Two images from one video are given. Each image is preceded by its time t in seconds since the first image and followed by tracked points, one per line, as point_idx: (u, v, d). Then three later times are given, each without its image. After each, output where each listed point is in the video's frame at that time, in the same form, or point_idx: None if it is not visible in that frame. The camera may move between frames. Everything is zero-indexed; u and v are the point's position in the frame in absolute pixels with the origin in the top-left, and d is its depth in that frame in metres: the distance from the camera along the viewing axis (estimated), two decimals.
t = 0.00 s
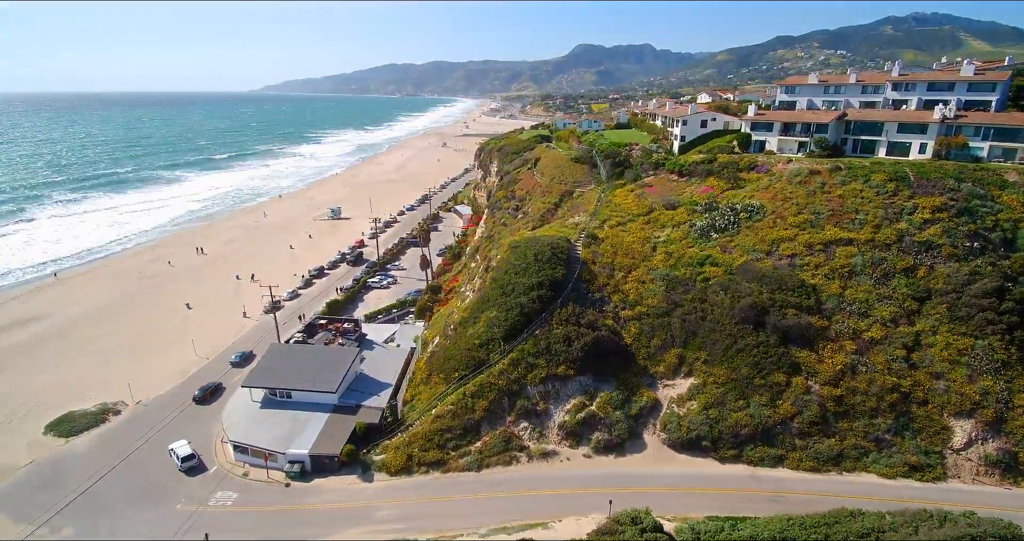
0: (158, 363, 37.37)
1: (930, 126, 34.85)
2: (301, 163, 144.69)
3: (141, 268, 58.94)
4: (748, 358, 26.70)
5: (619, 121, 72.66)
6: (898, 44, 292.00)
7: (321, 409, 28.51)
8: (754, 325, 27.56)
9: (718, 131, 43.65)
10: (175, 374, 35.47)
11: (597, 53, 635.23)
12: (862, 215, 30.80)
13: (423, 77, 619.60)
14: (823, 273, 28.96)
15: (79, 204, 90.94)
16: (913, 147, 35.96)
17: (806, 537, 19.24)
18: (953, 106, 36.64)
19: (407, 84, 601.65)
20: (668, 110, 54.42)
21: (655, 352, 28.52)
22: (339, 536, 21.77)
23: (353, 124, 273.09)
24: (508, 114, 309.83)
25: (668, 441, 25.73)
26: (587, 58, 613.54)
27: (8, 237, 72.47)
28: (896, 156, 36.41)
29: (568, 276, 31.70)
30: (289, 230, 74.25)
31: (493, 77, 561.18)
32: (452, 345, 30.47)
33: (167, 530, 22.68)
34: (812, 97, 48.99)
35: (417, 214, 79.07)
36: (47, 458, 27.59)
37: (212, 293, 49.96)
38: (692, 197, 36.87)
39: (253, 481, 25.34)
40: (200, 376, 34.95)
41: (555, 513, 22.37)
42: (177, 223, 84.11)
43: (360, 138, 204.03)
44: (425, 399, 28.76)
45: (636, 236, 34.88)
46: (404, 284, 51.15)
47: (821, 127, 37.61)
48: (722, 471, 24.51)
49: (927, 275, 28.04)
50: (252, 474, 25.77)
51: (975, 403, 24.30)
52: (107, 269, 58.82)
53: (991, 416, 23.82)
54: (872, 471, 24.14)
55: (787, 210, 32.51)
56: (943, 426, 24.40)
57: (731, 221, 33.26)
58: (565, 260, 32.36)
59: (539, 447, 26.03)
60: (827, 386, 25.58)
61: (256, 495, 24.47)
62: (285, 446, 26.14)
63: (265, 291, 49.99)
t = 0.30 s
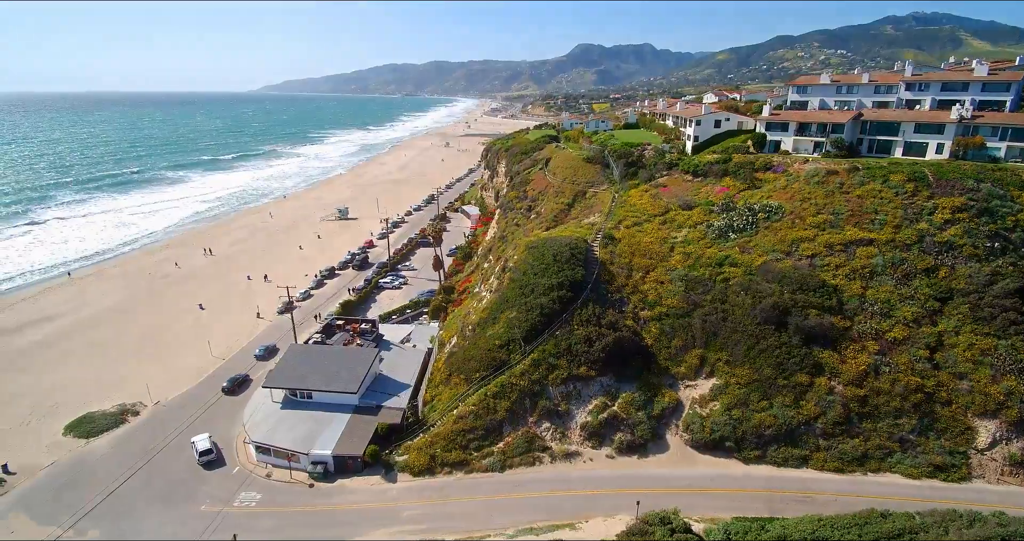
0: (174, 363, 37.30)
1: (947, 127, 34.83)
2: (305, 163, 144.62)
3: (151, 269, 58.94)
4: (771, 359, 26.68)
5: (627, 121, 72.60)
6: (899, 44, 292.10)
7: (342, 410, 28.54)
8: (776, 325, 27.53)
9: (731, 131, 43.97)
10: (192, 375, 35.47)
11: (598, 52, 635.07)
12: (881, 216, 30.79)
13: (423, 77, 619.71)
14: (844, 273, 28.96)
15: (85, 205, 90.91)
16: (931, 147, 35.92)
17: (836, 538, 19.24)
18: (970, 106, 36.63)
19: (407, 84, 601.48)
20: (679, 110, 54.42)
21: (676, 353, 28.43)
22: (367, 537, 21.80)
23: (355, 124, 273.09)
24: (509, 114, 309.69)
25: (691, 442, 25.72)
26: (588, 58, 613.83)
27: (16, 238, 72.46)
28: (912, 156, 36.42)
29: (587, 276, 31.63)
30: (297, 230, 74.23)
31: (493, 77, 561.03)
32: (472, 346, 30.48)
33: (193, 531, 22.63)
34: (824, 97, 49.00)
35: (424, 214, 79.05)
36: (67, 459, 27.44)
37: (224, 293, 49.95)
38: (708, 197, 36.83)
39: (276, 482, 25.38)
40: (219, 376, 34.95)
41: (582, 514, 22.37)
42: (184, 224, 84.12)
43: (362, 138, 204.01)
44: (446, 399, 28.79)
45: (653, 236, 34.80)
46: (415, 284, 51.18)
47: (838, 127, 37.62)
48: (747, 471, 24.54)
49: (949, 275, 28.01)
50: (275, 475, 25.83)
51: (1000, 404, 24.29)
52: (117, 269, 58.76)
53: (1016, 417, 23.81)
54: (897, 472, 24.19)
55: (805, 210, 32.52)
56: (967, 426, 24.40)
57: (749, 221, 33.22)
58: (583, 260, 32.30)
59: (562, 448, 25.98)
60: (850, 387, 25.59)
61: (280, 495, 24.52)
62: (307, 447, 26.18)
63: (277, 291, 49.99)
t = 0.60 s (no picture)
0: (192, 364, 37.22)
1: (967, 127, 34.80)
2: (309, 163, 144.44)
3: (162, 269, 58.83)
4: (797, 360, 26.66)
5: (636, 121, 72.57)
6: (900, 43, 292.13)
7: (367, 411, 28.53)
8: (802, 326, 27.52)
9: (748, 131, 43.77)
10: (211, 375, 35.42)
11: (598, 52, 634.93)
12: (904, 216, 30.80)
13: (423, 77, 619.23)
14: (868, 274, 28.96)
15: (93, 205, 90.89)
16: (950, 147, 35.94)
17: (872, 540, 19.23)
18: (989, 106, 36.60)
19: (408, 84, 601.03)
20: (691, 109, 54.32)
21: (700, 354, 28.34)
22: (400, 537, 21.80)
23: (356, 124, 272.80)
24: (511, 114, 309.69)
25: (718, 443, 25.67)
26: (588, 58, 613.78)
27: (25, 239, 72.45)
28: (932, 157, 36.43)
29: (609, 277, 31.54)
30: (305, 231, 74.14)
31: (494, 76, 560.69)
32: (495, 347, 30.47)
33: (223, 532, 22.59)
34: (838, 97, 49.02)
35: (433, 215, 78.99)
36: (91, 460, 27.34)
37: (238, 293, 49.88)
38: (726, 197, 36.76)
39: (303, 482, 25.37)
40: (240, 376, 34.94)
41: (613, 515, 22.34)
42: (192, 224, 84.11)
43: (364, 138, 203.69)
44: (469, 400, 28.79)
45: (673, 236, 34.69)
46: (428, 285, 51.18)
47: (856, 127, 37.65)
48: (775, 472, 24.53)
49: (973, 275, 28.00)
50: (301, 475, 25.82)
51: None
52: (128, 269, 58.68)
53: None
54: (926, 472, 24.15)
55: (827, 211, 32.49)
56: (996, 427, 24.39)
57: (770, 222, 33.18)
58: (605, 261, 32.22)
59: (588, 449, 25.92)
60: (878, 387, 25.60)
61: (307, 496, 24.50)
62: (333, 447, 26.18)
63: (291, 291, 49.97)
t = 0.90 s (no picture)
0: (208, 364, 37.24)
1: (984, 128, 34.62)
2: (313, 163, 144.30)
3: (171, 269, 58.75)
4: (819, 360, 26.64)
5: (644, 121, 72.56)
6: (902, 42, 291.79)
7: (387, 411, 28.57)
8: (824, 326, 27.49)
9: (761, 131, 43.81)
10: (228, 375, 35.41)
11: (598, 52, 634.59)
12: (923, 216, 30.80)
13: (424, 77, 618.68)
14: (889, 274, 28.96)
15: (100, 206, 91.02)
16: (966, 147, 35.78)
17: None
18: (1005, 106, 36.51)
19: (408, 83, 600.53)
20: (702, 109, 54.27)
21: (721, 354, 28.28)
22: (428, 538, 21.81)
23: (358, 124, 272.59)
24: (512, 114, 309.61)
25: (741, 443, 25.64)
26: (589, 58, 613.36)
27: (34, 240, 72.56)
28: (948, 157, 36.35)
29: (628, 277, 31.44)
30: (313, 231, 74.07)
31: (494, 76, 560.22)
32: (514, 347, 30.43)
33: (249, 532, 22.62)
34: (850, 97, 48.98)
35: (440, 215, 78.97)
36: (112, 461, 27.34)
37: (249, 294, 49.85)
38: (742, 197, 36.70)
39: (326, 483, 25.38)
40: (257, 376, 34.94)
41: (639, 516, 22.35)
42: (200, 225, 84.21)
43: (366, 138, 203.45)
44: (490, 401, 28.75)
45: (690, 236, 34.58)
46: (440, 285, 51.18)
47: (872, 127, 37.62)
48: (799, 473, 24.51)
49: (995, 276, 27.97)
50: (324, 476, 25.83)
51: None
52: (139, 270, 58.74)
53: None
54: (951, 473, 24.15)
55: (846, 211, 32.49)
56: (1020, 428, 24.41)
57: (788, 222, 33.12)
58: (624, 261, 32.14)
59: (610, 450, 25.88)
60: (900, 388, 25.61)
61: (331, 496, 24.52)
62: (356, 448, 26.20)
63: (303, 292, 49.98)
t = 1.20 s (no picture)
0: (224, 365, 37.20)
1: (1002, 128, 34.54)
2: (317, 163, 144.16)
3: (182, 270, 58.73)
4: (844, 361, 26.65)
5: (653, 121, 72.55)
6: (903, 41, 291.82)
7: (410, 412, 28.58)
8: (848, 327, 27.48)
9: (776, 131, 43.88)
10: (246, 376, 35.40)
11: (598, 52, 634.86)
12: (944, 217, 30.81)
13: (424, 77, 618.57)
14: (911, 274, 28.97)
15: (106, 207, 91.00)
16: (984, 147, 35.75)
17: None
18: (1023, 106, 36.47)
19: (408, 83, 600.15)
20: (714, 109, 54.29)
21: (745, 355, 28.26)
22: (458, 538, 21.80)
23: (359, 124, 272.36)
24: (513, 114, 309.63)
25: (767, 444, 25.64)
26: (589, 58, 613.23)
27: (42, 241, 72.53)
28: (966, 157, 36.32)
29: (650, 278, 31.35)
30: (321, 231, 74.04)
31: (494, 76, 560.15)
32: (535, 348, 30.38)
33: (278, 533, 22.60)
34: (862, 97, 48.98)
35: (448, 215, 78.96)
36: (135, 462, 27.27)
37: (262, 294, 49.82)
38: (760, 198, 36.73)
39: (351, 484, 25.37)
40: (275, 376, 34.96)
41: (669, 517, 22.36)
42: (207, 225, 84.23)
43: (368, 138, 203.38)
44: (513, 402, 28.71)
45: (709, 237, 34.57)
46: (453, 285, 51.16)
47: (889, 128, 37.64)
48: (825, 473, 24.52)
49: (1018, 276, 27.95)
50: (349, 477, 25.82)
51: None
52: (149, 270, 58.71)
53: None
54: (977, 473, 24.15)
55: (866, 211, 32.52)
56: None
57: (808, 222, 33.11)
58: (644, 262, 32.07)
59: (636, 451, 25.85)
60: (926, 388, 25.61)
61: (357, 498, 24.50)
62: (381, 448, 26.20)
63: (315, 292, 49.96)
